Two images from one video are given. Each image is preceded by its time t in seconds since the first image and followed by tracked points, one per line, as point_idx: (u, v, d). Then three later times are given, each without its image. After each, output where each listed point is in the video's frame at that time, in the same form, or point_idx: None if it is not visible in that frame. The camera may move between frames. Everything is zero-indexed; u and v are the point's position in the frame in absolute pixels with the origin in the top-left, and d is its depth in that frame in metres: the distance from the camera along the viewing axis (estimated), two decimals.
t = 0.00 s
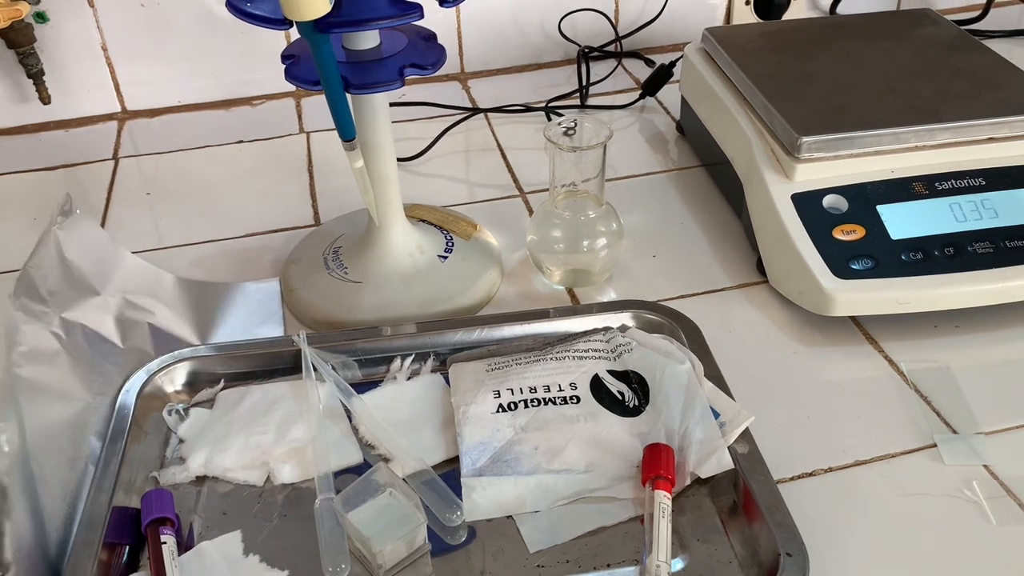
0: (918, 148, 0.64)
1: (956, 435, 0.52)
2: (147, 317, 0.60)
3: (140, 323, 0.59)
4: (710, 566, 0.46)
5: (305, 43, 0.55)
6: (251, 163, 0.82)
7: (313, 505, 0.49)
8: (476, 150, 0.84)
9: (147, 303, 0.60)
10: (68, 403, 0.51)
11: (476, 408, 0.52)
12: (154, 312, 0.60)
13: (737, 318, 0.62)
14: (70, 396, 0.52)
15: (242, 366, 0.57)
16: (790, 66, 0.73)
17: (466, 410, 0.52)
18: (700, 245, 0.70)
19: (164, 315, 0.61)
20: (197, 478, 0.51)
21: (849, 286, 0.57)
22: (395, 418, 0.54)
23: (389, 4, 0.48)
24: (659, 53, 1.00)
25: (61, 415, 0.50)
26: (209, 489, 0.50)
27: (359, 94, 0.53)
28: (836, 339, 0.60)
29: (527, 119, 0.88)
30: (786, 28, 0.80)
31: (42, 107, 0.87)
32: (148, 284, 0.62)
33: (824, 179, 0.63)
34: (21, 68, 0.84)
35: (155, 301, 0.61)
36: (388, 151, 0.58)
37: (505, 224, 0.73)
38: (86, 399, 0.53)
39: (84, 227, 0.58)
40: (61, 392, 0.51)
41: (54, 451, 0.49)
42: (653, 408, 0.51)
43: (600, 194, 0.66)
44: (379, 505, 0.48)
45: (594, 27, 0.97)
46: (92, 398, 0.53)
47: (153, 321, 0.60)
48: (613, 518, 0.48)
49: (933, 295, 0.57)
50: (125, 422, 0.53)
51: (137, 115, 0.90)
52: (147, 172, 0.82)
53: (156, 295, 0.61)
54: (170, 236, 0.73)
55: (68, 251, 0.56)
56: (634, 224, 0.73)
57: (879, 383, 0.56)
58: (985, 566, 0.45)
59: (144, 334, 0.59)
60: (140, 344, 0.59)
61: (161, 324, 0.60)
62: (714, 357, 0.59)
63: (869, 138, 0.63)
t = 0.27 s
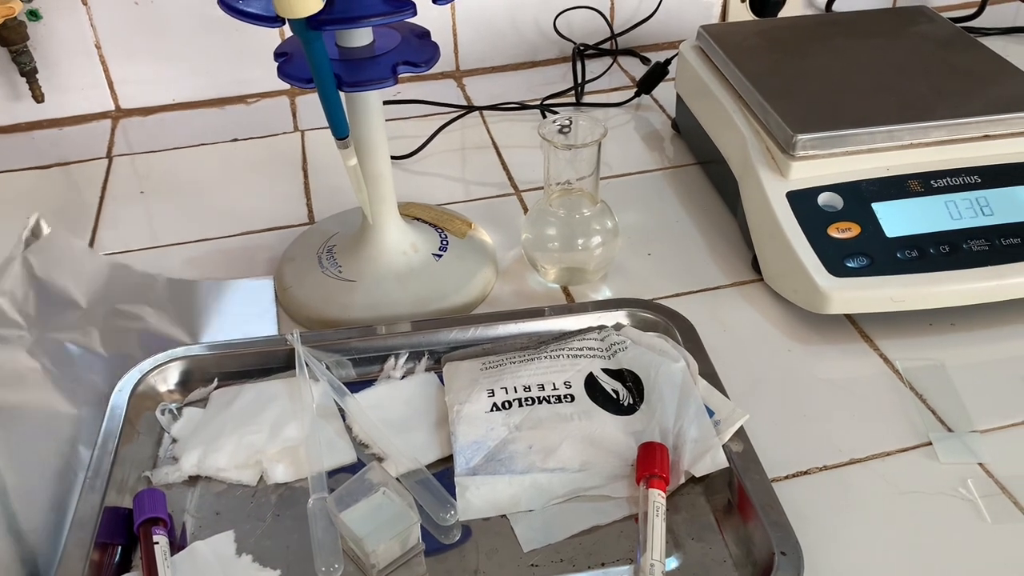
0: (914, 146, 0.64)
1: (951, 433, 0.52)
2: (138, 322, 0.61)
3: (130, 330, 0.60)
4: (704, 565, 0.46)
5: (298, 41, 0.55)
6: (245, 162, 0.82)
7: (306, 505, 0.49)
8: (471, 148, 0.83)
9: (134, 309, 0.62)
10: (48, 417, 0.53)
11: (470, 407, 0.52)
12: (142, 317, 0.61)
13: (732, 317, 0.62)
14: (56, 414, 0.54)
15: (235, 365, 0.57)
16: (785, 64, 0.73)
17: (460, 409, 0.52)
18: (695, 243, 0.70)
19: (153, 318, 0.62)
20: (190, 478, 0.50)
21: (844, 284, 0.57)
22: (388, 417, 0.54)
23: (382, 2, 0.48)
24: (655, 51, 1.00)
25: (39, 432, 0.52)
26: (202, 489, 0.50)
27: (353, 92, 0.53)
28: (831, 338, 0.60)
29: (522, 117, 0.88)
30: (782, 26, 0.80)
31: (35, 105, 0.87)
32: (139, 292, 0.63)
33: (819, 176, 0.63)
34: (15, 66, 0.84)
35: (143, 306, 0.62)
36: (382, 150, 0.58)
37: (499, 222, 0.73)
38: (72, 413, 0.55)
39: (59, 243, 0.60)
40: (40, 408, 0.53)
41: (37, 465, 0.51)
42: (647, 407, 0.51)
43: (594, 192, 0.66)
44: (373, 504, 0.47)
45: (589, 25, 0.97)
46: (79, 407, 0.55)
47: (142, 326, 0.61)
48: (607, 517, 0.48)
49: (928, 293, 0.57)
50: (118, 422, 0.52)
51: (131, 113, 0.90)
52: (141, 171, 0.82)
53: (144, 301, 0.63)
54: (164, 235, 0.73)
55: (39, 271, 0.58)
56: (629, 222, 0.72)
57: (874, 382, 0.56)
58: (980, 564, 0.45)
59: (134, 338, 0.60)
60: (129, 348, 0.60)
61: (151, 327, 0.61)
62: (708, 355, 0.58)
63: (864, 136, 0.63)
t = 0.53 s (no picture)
0: (912, 141, 0.64)
1: (949, 430, 0.52)
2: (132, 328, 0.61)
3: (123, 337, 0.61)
4: (702, 562, 0.45)
5: (293, 37, 0.54)
6: (241, 159, 0.82)
7: (302, 503, 0.48)
8: (468, 144, 0.83)
9: (131, 321, 0.61)
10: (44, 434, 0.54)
11: (467, 404, 0.52)
12: (139, 327, 0.61)
13: (730, 313, 0.62)
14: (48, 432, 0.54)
15: (231, 364, 0.57)
16: (783, 59, 0.73)
17: (457, 406, 0.52)
18: (693, 239, 0.69)
19: (150, 326, 0.61)
20: (186, 476, 0.50)
21: (842, 280, 0.57)
22: (385, 415, 0.54)
23: None
24: (652, 47, 1.00)
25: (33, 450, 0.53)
26: (198, 487, 0.50)
27: (348, 89, 0.53)
28: (829, 334, 0.60)
29: (519, 113, 0.88)
30: (779, 21, 0.80)
31: (30, 103, 0.87)
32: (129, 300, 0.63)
33: (817, 172, 0.63)
34: (9, 64, 0.83)
35: (140, 317, 0.62)
36: (378, 146, 0.58)
37: (497, 219, 0.72)
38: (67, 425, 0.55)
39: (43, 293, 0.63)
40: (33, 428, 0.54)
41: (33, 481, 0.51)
42: (645, 404, 0.51)
43: (592, 189, 0.65)
44: (369, 502, 0.47)
45: (586, 21, 0.97)
46: (74, 415, 0.55)
47: (138, 336, 0.61)
48: (605, 515, 0.47)
49: (926, 288, 0.57)
50: (113, 420, 0.52)
51: (127, 111, 0.90)
52: (136, 168, 0.81)
53: (141, 311, 0.62)
54: (159, 232, 0.72)
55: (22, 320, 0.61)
56: (626, 219, 0.72)
57: (872, 378, 0.56)
58: (979, 560, 0.45)
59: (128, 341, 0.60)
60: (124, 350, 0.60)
61: (148, 335, 0.61)
62: (706, 351, 0.58)
63: (862, 131, 0.63)
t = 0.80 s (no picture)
0: (908, 140, 0.64)
1: (946, 429, 0.52)
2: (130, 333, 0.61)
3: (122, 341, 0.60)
4: (699, 562, 0.45)
5: (289, 37, 0.54)
6: (238, 159, 0.82)
7: (299, 504, 0.48)
8: (466, 144, 0.83)
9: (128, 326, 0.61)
10: (41, 442, 0.54)
11: (464, 404, 0.52)
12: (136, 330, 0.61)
13: (727, 312, 0.62)
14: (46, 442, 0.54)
15: (228, 364, 0.57)
16: (780, 58, 0.73)
17: (454, 406, 0.52)
18: (690, 238, 0.69)
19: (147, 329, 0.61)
20: (182, 477, 0.50)
21: (839, 280, 0.57)
22: (382, 415, 0.54)
23: None
24: (650, 45, 1.00)
25: (31, 459, 0.53)
26: (195, 488, 0.50)
27: (344, 89, 0.53)
28: (826, 333, 0.60)
29: (516, 112, 0.88)
30: (777, 20, 0.80)
31: (27, 103, 0.87)
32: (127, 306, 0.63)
33: (814, 171, 0.63)
34: (5, 63, 0.83)
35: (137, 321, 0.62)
36: (374, 146, 0.58)
37: (494, 218, 0.72)
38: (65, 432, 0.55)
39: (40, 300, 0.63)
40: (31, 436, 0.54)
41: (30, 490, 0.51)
42: (641, 404, 0.51)
43: (589, 188, 0.65)
44: (366, 503, 0.47)
45: (583, 20, 0.97)
46: (71, 421, 0.55)
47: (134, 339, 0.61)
48: (602, 515, 0.47)
49: (923, 288, 0.57)
50: (110, 421, 0.52)
51: (123, 111, 0.89)
52: (133, 168, 0.81)
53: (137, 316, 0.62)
54: (156, 233, 0.72)
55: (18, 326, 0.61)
56: (623, 218, 0.72)
57: (869, 377, 0.56)
58: (975, 560, 0.45)
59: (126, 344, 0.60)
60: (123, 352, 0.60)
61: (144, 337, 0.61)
62: (703, 351, 0.58)
63: (859, 130, 0.63)
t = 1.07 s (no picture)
0: (908, 140, 0.63)
1: (945, 430, 0.52)
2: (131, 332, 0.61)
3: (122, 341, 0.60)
4: (698, 563, 0.45)
5: (288, 37, 0.54)
6: (237, 158, 0.82)
7: (298, 505, 0.48)
8: (465, 143, 0.83)
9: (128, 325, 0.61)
10: (40, 442, 0.54)
11: (463, 405, 0.52)
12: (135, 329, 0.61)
13: (726, 313, 0.62)
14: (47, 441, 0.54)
15: (226, 364, 0.57)
16: (779, 58, 0.72)
17: (453, 407, 0.52)
18: (689, 238, 0.69)
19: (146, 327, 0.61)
20: (181, 478, 0.50)
21: (838, 280, 0.57)
22: (381, 416, 0.54)
23: None
24: (649, 45, 1.00)
25: (30, 459, 0.53)
26: (193, 489, 0.50)
27: (343, 89, 0.53)
28: (825, 334, 0.60)
29: (515, 112, 0.88)
30: (776, 20, 0.80)
31: (25, 102, 0.86)
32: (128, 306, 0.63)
33: (813, 171, 0.63)
34: (3, 62, 0.83)
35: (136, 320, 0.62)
36: (372, 146, 0.57)
37: (493, 218, 0.72)
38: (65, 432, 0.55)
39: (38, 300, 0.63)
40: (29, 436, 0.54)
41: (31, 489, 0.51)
42: (640, 404, 0.51)
43: (588, 188, 0.65)
44: (365, 503, 0.47)
45: (582, 19, 0.97)
46: (70, 421, 0.55)
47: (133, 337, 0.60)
48: (601, 516, 0.47)
49: (922, 288, 0.57)
50: (108, 422, 0.52)
51: (122, 110, 0.89)
52: (132, 168, 0.81)
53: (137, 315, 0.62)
54: (155, 232, 0.72)
55: (17, 326, 0.61)
56: (623, 218, 0.72)
57: (868, 377, 0.56)
58: (974, 560, 0.45)
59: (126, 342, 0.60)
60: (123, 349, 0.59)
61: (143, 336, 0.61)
62: (702, 351, 0.58)
63: (858, 130, 0.63)
